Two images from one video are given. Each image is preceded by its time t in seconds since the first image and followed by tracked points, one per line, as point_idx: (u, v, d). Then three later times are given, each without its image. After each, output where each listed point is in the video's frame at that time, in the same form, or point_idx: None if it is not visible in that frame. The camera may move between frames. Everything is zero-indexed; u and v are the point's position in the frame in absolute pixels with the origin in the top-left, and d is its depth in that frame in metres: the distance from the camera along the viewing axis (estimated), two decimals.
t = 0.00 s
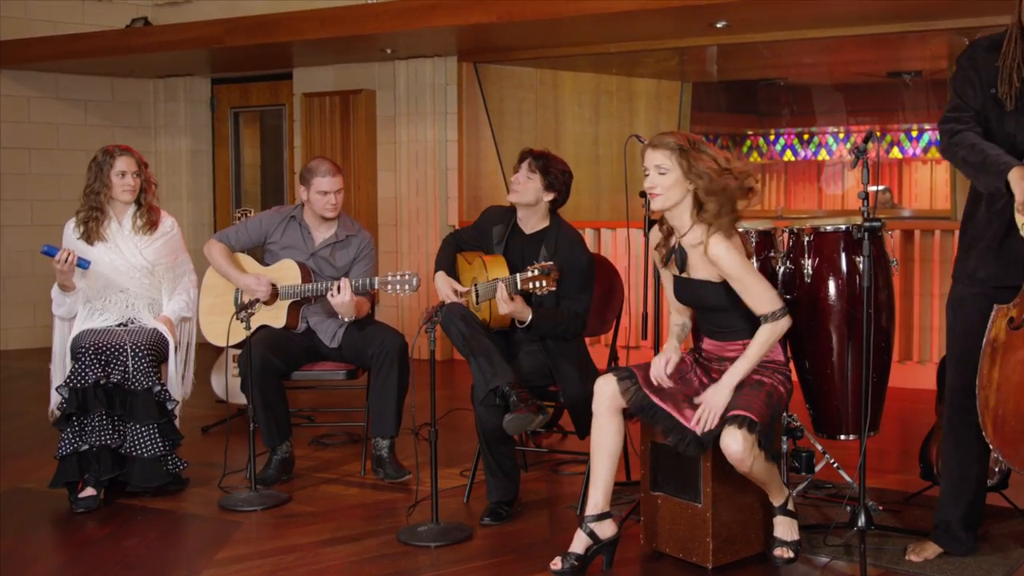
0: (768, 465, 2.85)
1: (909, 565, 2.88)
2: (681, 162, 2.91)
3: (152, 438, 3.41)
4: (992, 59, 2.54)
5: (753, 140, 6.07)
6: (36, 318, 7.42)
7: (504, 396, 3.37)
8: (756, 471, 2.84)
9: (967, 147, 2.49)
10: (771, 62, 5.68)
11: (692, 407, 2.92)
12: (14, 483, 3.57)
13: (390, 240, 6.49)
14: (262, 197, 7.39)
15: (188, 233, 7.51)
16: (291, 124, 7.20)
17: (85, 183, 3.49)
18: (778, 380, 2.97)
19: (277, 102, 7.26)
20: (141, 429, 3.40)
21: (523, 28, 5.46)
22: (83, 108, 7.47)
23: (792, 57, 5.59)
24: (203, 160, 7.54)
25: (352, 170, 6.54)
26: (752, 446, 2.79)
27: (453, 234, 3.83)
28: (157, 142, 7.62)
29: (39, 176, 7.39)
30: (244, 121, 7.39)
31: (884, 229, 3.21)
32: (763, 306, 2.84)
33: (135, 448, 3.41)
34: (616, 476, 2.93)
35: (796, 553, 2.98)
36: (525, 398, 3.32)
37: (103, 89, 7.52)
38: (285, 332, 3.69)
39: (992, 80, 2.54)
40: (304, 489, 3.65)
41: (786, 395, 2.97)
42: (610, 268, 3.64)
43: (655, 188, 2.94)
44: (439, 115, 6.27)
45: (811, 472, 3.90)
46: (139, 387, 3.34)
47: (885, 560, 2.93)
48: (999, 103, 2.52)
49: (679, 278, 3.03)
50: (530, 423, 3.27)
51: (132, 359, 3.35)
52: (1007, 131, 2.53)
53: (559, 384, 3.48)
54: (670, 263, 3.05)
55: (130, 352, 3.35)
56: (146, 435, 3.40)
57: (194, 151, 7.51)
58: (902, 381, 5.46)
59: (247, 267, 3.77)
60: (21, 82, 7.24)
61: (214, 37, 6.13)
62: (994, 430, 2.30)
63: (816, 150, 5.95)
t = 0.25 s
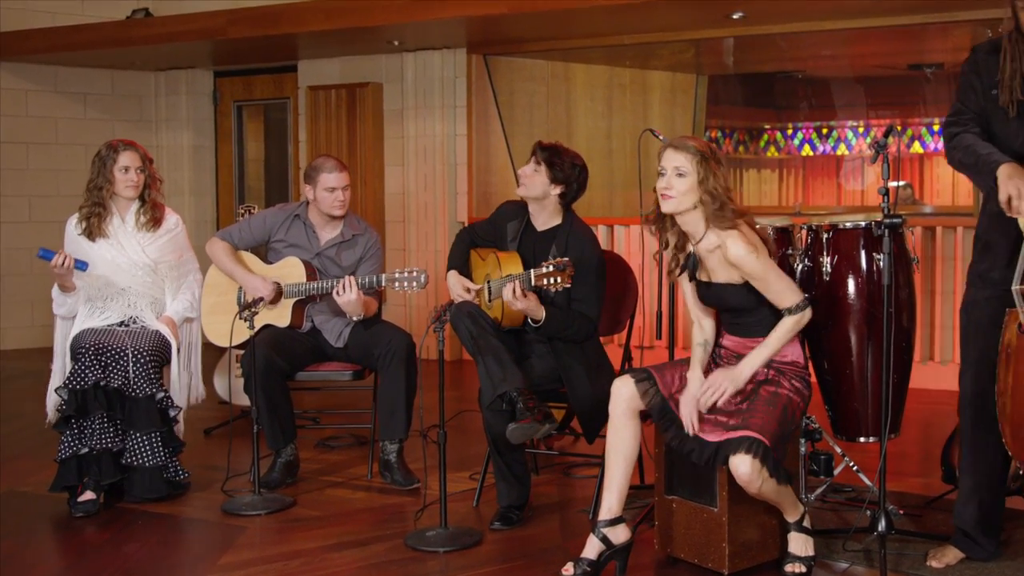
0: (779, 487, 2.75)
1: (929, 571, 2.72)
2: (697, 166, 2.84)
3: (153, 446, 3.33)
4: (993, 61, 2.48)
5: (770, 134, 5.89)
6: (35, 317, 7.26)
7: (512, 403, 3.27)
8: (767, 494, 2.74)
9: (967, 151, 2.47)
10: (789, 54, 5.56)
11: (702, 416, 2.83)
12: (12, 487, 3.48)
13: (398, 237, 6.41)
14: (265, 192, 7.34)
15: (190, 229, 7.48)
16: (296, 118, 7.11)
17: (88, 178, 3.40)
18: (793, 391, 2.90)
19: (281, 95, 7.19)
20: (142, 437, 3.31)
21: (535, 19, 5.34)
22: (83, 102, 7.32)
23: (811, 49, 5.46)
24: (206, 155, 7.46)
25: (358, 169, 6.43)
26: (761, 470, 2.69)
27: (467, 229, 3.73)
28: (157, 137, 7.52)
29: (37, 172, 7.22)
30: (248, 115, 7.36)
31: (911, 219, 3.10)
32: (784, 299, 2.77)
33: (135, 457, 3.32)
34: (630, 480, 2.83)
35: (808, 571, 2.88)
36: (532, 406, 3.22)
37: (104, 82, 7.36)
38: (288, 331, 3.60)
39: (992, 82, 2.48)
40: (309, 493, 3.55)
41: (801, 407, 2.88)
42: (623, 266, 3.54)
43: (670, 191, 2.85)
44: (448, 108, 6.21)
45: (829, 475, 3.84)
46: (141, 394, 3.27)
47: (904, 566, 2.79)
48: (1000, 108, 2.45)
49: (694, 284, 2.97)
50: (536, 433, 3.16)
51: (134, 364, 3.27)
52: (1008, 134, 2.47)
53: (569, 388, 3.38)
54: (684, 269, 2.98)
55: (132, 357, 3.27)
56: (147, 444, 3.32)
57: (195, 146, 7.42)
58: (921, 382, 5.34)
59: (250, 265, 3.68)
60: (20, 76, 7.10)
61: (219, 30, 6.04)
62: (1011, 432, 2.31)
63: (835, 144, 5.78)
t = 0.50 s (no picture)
0: (799, 476, 2.66)
1: None
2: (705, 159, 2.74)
3: (157, 442, 3.23)
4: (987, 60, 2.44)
5: (788, 128, 5.86)
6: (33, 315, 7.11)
7: (523, 404, 3.17)
8: (786, 480, 2.66)
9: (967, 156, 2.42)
10: (807, 47, 5.44)
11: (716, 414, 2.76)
12: (9, 491, 3.39)
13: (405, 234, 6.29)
14: (269, 188, 7.15)
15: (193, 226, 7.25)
16: (301, 112, 6.95)
17: (89, 173, 3.31)
18: (812, 386, 2.78)
19: (285, 88, 7.02)
20: (146, 432, 3.21)
21: (546, 11, 5.23)
22: (81, 95, 7.21)
23: (829, 41, 5.35)
24: (208, 149, 7.28)
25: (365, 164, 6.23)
26: (780, 457, 2.62)
27: (479, 222, 3.65)
28: (158, 130, 7.38)
29: (34, 168, 7.11)
30: (251, 109, 7.17)
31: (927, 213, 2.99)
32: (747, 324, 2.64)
33: (140, 451, 3.23)
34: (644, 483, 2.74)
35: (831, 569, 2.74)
36: (544, 408, 3.12)
37: (104, 75, 7.26)
38: (293, 331, 3.51)
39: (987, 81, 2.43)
40: (314, 497, 3.46)
41: (819, 401, 2.79)
42: (638, 263, 3.43)
43: (680, 186, 2.77)
44: (457, 103, 6.00)
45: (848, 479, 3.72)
46: (144, 388, 3.19)
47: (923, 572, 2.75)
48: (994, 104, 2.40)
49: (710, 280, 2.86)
50: (549, 435, 3.07)
51: (138, 359, 3.20)
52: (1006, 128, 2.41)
53: (580, 389, 3.28)
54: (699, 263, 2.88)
55: (135, 351, 3.19)
56: (151, 439, 3.22)
57: (197, 139, 7.26)
58: (941, 382, 5.22)
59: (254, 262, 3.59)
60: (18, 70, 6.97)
61: (222, 22, 5.93)
62: None
63: (854, 139, 5.76)
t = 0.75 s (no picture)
0: (816, 496, 2.56)
1: None
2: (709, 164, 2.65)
3: (164, 451, 3.15)
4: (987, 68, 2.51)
5: (805, 123, 5.73)
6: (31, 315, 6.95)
7: (535, 404, 3.09)
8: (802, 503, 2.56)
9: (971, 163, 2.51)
10: (825, 39, 5.32)
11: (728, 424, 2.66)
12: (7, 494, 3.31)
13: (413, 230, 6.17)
14: (274, 183, 6.96)
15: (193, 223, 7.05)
16: (306, 106, 6.73)
17: (85, 168, 3.23)
18: (826, 392, 2.69)
19: (289, 82, 6.82)
20: (152, 441, 3.13)
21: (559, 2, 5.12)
22: (81, 88, 7.05)
23: (849, 33, 5.25)
24: (211, 144, 7.07)
25: (372, 160, 6.08)
26: (794, 482, 2.52)
27: (491, 218, 3.57)
28: (160, 125, 7.17)
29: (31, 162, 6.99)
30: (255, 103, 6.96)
31: (944, 217, 3.01)
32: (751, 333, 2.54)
33: (148, 463, 3.15)
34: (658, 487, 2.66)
35: None
36: (556, 408, 3.04)
37: (103, 68, 7.08)
38: (298, 330, 3.44)
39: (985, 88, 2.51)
40: (319, 501, 3.37)
41: (834, 407, 2.69)
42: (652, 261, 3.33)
43: (684, 194, 2.68)
44: (465, 96, 5.90)
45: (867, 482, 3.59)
46: (152, 396, 3.10)
47: None
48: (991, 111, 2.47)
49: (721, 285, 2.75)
50: (561, 436, 2.99)
51: (143, 365, 3.10)
52: (1006, 131, 2.46)
53: (592, 390, 3.19)
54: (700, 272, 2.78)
55: (141, 357, 3.10)
56: (157, 448, 3.14)
57: (201, 134, 7.04)
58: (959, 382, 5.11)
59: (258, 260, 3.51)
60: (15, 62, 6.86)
61: (225, 13, 5.84)
62: None
63: (873, 134, 5.63)
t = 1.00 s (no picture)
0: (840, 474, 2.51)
1: None
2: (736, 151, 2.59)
3: (163, 449, 3.06)
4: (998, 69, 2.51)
5: (823, 117, 5.52)
6: (27, 314, 6.63)
7: (544, 403, 3.00)
8: (826, 481, 2.50)
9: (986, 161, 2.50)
10: (844, 32, 5.20)
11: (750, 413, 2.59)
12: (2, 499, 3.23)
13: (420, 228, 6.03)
14: (278, 179, 6.60)
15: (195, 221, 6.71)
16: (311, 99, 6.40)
17: (84, 165, 3.16)
18: (849, 385, 2.64)
19: (294, 75, 6.51)
20: (151, 438, 3.05)
21: None
22: (80, 82, 6.66)
23: (868, 26, 5.13)
24: (213, 139, 6.69)
25: (377, 153, 6.00)
26: (820, 456, 2.47)
27: (498, 217, 3.47)
28: (161, 120, 6.76)
29: (27, 157, 6.56)
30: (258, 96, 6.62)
31: (967, 218, 3.01)
32: (802, 295, 2.43)
33: (147, 459, 3.07)
34: (670, 489, 2.60)
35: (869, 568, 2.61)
36: (566, 407, 2.95)
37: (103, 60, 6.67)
38: (303, 329, 3.35)
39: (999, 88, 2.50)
40: (324, 505, 3.29)
41: (857, 401, 2.62)
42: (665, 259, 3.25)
43: (717, 184, 2.62)
44: (474, 89, 5.79)
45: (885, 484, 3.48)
46: (150, 392, 3.03)
47: None
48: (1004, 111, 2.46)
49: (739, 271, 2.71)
50: (569, 434, 2.92)
51: (141, 362, 3.04)
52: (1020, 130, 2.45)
53: (603, 389, 3.10)
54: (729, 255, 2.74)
55: (139, 354, 3.04)
56: (157, 445, 3.06)
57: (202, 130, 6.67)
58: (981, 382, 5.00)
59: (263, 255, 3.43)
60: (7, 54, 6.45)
61: (227, 6, 5.60)
62: None
63: (892, 128, 5.43)
